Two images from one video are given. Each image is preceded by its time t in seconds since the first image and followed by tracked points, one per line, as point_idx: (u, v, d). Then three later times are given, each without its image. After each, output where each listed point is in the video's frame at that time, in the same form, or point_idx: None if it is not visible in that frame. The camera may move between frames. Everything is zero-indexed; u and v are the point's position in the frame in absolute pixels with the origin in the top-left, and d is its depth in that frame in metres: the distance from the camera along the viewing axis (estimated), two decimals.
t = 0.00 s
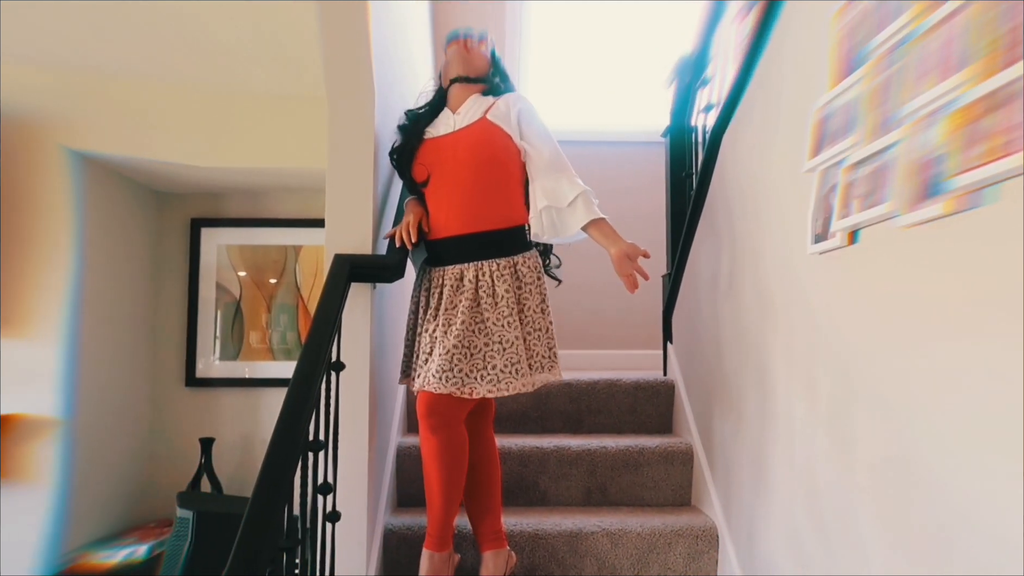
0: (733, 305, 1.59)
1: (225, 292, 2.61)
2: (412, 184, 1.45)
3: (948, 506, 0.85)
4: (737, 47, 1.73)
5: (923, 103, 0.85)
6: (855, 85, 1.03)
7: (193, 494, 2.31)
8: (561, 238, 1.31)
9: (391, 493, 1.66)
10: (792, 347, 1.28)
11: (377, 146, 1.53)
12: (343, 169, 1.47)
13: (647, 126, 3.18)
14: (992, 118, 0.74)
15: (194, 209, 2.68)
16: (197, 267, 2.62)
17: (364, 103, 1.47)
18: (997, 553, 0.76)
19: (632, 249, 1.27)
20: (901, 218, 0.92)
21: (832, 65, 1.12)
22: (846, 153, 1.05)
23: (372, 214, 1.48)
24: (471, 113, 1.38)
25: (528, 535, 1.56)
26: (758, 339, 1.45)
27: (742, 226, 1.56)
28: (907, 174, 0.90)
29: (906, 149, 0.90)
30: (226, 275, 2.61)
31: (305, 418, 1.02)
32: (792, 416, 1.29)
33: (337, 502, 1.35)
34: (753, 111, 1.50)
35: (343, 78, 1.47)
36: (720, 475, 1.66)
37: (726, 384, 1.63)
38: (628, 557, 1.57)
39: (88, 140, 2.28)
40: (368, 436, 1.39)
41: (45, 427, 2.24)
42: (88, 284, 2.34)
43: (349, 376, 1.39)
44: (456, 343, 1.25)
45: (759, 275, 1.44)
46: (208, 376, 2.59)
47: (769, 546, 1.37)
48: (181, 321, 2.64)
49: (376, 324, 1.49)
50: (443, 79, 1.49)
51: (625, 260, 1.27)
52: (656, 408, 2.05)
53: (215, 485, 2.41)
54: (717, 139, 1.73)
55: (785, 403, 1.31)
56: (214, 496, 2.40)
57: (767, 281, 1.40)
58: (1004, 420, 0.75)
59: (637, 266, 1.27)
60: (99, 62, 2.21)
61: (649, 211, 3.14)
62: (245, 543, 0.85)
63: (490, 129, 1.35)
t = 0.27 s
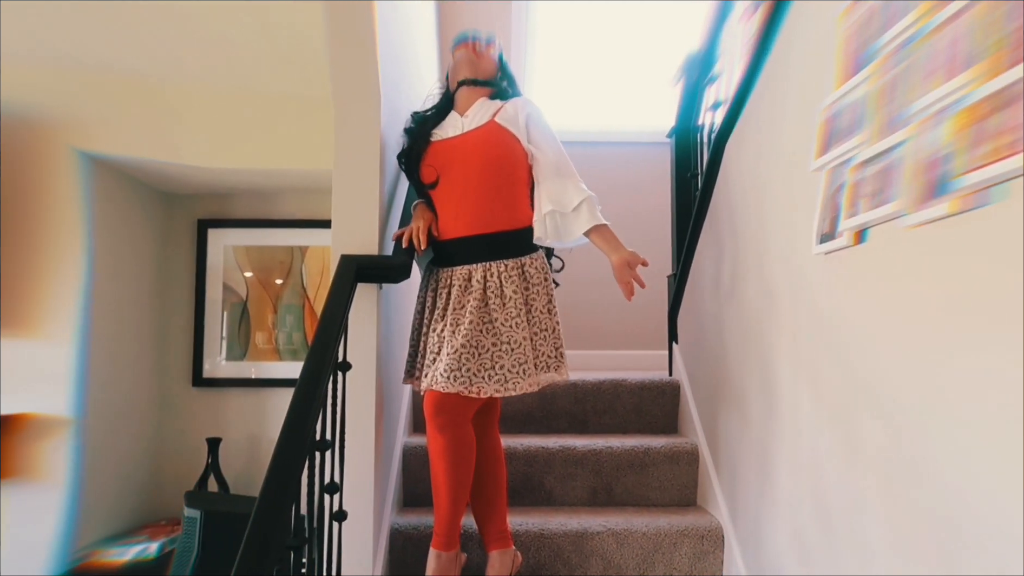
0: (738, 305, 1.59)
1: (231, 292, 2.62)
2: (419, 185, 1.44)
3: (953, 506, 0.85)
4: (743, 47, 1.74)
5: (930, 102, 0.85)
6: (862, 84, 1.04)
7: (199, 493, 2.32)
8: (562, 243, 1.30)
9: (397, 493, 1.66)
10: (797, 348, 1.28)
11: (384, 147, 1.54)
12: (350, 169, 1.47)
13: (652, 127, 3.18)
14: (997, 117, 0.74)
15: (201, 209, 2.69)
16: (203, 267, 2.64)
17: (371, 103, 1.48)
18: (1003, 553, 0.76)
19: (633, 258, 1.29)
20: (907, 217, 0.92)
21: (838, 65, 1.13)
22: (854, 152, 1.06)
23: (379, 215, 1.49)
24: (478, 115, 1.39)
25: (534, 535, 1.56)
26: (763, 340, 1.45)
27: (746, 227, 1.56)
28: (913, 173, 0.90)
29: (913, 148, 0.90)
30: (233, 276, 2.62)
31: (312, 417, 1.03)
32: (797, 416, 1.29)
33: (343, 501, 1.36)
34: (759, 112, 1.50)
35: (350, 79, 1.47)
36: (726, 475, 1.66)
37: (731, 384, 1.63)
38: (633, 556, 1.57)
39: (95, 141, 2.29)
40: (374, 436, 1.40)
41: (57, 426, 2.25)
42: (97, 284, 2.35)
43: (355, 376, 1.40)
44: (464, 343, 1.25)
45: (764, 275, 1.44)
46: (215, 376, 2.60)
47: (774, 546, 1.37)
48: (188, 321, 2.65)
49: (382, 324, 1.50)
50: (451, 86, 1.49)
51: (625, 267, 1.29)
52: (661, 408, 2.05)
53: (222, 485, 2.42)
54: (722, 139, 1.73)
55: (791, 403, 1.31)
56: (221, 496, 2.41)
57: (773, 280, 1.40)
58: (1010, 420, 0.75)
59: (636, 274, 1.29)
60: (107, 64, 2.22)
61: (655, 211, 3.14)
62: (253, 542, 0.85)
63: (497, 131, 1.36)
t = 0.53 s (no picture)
0: (746, 306, 1.59)
1: (239, 293, 2.63)
2: (428, 186, 1.45)
3: (964, 508, 0.85)
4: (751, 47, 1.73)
5: (940, 103, 0.85)
6: (871, 85, 1.03)
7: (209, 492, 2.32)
8: (574, 248, 1.33)
9: (405, 493, 1.67)
10: (806, 349, 1.28)
11: (391, 148, 1.54)
12: (358, 170, 1.48)
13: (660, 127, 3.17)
14: (1007, 117, 0.74)
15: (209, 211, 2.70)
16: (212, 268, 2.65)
17: (378, 104, 1.48)
18: (1014, 555, 0.76)
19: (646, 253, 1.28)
20: (918, 217, 0.92)
21: (846, 66, 1.12)
22: (864, 153, 1.05)
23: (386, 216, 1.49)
24: (489, 118, 1.39)
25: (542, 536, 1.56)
26: (771, 341, 1.44)
27: (755, 227, 1.55)
28: (924, 173, 0.90)
29: (924, 148, 0.90)
30: (241, 276, 2.63)
31: (320, 417, 1.03)
32: (806, 417, 1.29)
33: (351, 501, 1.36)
34: (766, 112, 1.50)
35: (357, 81, 1.48)
36: (734, 476, 1.66)
37: (739, 385, 1.62)
38: (641, 557, 1.57)
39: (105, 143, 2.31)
40: (382, 436, 1.40)
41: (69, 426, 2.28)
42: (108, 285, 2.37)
43: (363, 376, 1.40)
44: (475, 342, 1.25)
45: (772, 276, 1.44)
46: (224, 376, 2.61)
47: (783, 547, 1.37)
48: (196, 322, 2.67)
49: (390, 325, 1.50)
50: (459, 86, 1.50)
51: (638, 267, 1.29)
52: (669, 408, 2.05)
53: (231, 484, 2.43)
54: (730, 140, 1.73)
55: (799, 404, 1.31)
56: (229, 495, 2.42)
57: (781, 281, 1.40)
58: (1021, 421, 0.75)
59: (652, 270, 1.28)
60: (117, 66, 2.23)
61: (662, 212, 3.14)
62: (262, 541, 0.86)
63: (508, 132, 1.36)
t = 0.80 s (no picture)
0: (749, 305, 1.59)
1: (244, 293, 2.64)
2: (435, 186, 1.45)
3: (969, 506, 0.85)
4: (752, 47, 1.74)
5: (941, 106, 0.85)
6: (870, 87, 1.04)
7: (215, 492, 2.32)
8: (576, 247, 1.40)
9: (409, 492, 1.67)
10: (809, 348, 1.28)
11: (395, 149, 1.55)
12: (361, 170, 1.48)
13: (662, 127, 3.18)
14: (1007, 120, 0.75)
15: (214, 211, 2.71)
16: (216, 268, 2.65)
17: (382, 105, 1.49)
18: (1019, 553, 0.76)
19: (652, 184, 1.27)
20: (921, 218, 0.92)
21: (848, 66, 1.13)
22: (864, 155, 1.06)
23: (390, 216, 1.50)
24: (498, 120, 1.40)
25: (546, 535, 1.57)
26: (774, 339, 1.45)
27: (758, 227, 1.56)
28: (926, 174, 0.90)
29: (925, 150, 0.90)
30: (246, 276, 2.64)
31: (325, 418, 1.04)
32: (809, 416, 1.29)
33: (356, 500, 1.36)
34: (769, 111, 1.50)
35: (360, 82, 1.49)
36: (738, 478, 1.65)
37: (743, 384, 1.63)
38: (645, 556, 1.57)
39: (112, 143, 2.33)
40: (386, 435, 1.40)
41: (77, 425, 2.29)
42: (114, 285, 2.38)
43: (368, 376, 1.41)
44: (482, 342, 1.26)
45: (775, 276, 1.44)
46: (229, 376, 2.62)
47: (787, 546, 1.37)
48: (201, 321, 2.67)
49: (394, 324, 1.51)
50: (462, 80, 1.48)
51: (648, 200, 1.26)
52: (673, 408, 2.05)
53: (235, 483, 2.43)
54: (732, 139, 1.73)
55: (803, 403, 1.31)
56: (234, 494, 2.43)
57: (784, 280, 1.40)
58: None
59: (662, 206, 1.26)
60: (122, 67, 2.24)
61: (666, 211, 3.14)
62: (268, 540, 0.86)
63: (517, 136, 1.37)
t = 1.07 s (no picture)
0: (753, 305, 1.59)
1: (248, 293, 2.64)
2: (439, 183, 1.45)
3: (975, 506, 0.85)
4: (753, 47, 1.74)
5: (942, 110, 0.85)
6: (870, 90, 1.04)
7: (220, 492, 2.31)
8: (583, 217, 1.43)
9: (413, 492, 1.68)
10: (813, 349, 1.29)
11: (399, 150, 1.55)
12: (365, 171, 1.49)
13: (665, 127, 3.18)
14: (1009, 125, 0.75)
15: (218, 212, 2.72)
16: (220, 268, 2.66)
17: (385, 106, 1.49)
18: None
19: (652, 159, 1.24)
20: (924, 220, 0.92)
21: (848, 67, 1.13)
22: (864, 157, 1.06)
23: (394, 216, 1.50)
24: (505, 123, 1.41)
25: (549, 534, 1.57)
26: (778, 339, 1.45)
27: (761, 227, 1.56)
28: (928, 176, 0.90)
29: (926, 153, 0.90)
30: (250, 277, 2.65)
31: (330, 417, 1.04)
32: (813, 416, 1.29)
33: (360, 500, 1.37)
34: (772, 112, 1.50)
35: (363, 83, 1.49)
36: (742, 478, 1.65)
37: (746, 383, 1.63)
38: (648, 556, 1.57)
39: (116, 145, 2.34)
40: (391, 435, 1.41)
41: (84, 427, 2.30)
42: (119, 286, 2.39)
43: (372, 376, 1.41)
44: (483, 338, 1.26)
45: (779, 276, 1.44)
46: (234, 376, 2.62)
47: (793, 546, 1.37)
48: (205, 322, 2.68)
49: (399, 324, 1.51)
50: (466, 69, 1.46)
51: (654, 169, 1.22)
52: (676, 407, 2.05)
53: (240, 484, 2.44)
54: (734, 139, 1.73)
55: (807, 403, 1.32)
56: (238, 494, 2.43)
57: (788, 280, 1.40)
58: None
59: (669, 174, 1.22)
60: (127, 68, 2.25)
61: (669, 211, 3.14)
62: (274, 540, 0.87)
63: (524, 138, 1.39)
